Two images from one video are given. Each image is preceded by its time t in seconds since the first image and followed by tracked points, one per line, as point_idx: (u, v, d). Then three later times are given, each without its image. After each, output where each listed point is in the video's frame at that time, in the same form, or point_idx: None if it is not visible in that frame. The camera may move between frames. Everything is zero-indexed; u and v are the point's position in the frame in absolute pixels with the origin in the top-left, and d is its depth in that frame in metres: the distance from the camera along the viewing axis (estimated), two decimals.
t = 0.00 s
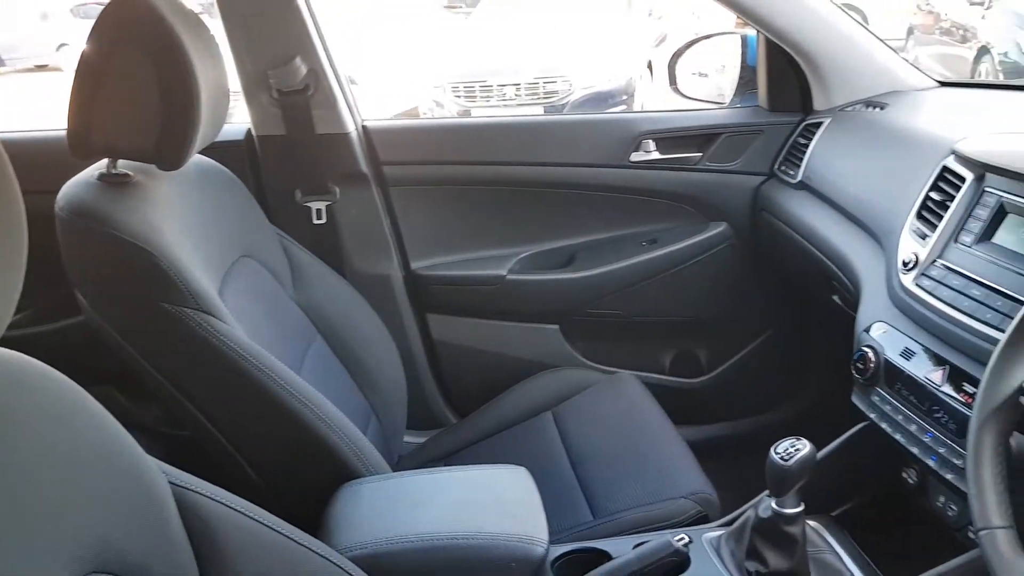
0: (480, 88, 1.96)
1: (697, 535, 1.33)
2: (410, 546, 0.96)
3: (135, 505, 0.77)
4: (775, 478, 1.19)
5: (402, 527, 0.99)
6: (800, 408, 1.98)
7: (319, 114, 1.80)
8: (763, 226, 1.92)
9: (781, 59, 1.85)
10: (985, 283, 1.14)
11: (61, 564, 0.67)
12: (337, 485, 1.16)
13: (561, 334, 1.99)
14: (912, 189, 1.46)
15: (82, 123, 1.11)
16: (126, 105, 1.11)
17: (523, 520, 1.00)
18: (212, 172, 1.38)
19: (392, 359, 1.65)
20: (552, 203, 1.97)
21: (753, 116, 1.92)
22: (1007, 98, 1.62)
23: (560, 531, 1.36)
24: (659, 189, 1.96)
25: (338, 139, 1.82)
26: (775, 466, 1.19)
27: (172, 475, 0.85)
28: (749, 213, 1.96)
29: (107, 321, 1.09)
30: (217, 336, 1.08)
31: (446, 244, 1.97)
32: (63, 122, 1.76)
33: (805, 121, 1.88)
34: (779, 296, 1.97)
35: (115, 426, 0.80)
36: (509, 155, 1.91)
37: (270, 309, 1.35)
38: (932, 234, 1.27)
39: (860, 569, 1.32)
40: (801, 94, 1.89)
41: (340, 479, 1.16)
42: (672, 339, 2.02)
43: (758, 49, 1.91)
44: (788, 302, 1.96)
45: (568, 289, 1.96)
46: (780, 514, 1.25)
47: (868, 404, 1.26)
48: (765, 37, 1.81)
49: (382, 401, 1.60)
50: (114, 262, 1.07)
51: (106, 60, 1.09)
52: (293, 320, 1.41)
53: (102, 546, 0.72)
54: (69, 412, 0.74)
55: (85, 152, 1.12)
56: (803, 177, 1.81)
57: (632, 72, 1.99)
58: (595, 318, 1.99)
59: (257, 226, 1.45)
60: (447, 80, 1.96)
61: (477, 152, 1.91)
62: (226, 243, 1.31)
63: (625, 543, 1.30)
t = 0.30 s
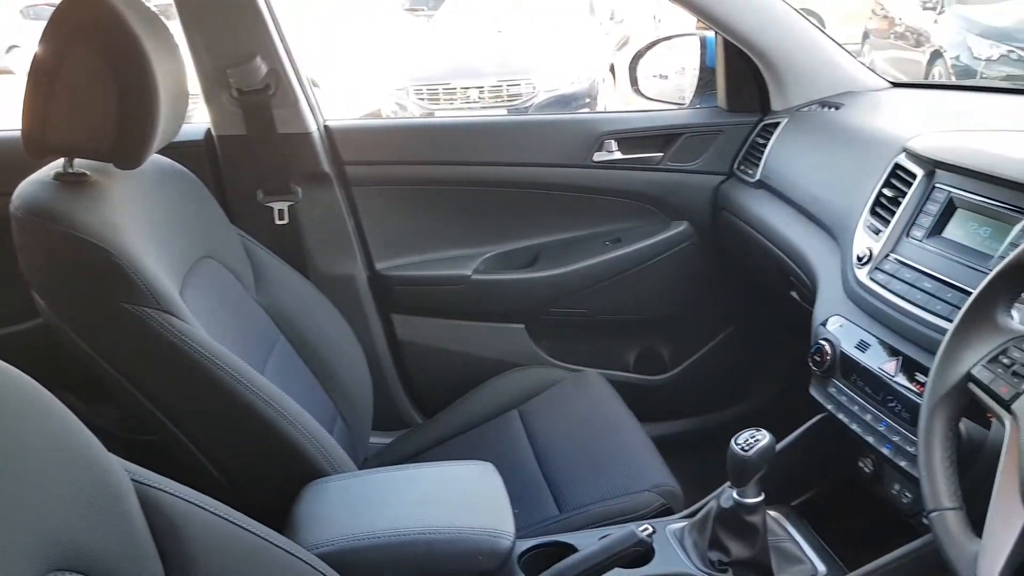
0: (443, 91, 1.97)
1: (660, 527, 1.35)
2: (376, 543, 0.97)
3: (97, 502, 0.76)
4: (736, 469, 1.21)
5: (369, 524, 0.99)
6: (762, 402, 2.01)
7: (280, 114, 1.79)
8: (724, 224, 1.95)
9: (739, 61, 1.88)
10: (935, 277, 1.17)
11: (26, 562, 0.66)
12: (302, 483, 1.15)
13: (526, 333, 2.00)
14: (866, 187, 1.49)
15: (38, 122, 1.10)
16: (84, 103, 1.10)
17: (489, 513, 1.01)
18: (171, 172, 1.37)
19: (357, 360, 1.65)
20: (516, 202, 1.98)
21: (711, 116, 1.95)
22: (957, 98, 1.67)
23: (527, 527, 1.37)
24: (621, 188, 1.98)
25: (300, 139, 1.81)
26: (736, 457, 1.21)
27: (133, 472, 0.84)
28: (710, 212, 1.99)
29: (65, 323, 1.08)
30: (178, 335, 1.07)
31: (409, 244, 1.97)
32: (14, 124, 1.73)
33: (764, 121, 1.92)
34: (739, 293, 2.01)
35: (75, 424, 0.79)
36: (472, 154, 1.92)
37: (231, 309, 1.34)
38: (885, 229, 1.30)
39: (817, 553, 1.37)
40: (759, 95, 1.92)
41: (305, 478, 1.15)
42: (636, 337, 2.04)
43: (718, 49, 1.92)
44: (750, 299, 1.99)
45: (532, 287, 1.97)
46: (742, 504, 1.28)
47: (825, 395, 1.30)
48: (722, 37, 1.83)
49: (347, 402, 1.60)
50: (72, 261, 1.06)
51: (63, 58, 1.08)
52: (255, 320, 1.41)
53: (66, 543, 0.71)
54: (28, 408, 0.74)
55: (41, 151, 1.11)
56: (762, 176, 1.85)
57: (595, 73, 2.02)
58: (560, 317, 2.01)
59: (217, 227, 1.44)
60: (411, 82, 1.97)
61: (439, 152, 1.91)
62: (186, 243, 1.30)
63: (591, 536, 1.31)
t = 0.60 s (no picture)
0: (410, 92, 2.01)
1: (631, 519, 1.37)
2: (348, 540, 0.96)
3: (62, 500, 0.75)
4: (703, 459, 1.23)
5: (340, 521, 0.99)
6: (731, 396, 2.04)
7: (243, 114, 1.78)
8: (689, 221, 1.97)
9: (704, 61, 1.90)
10: (895, 268, 1.20)
11: None
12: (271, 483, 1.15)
13: (496, 331, 2.01)
14: (827, 182, 1.52)
15: None
16: (45, 101, 1.08)
17: (460, 508, 1.01)
18: (133, 171, 1.36)
19: (326, 360, 1.65)
20: (484, 201, 1.99)
21: (677, 114, 1.97)
22: (916, 96, 1.70)
23: (499, 523, 1.38)
24: (588, 186, 1.99)
25: (265, 139, 1.80)
26: (703, 448, 1.23)
27: (98, 470, 0.83)
28: (676, 209, 2.02)
29: (25, 325, 1.06)
30: (143, 335, 1.06)
31: (378, 244, 1.97)
32: None
33: (727, 120, 1.95)
34: (706, 289, 2.03)
35: (37, 421, 0.78)
36: (440, 154, 1.93)
37: (197, 309, 1.34)
38: (846, 223, 1.33)
39: (785, 542, 1.39)
40: (723, 94, 1.95)
41: (274, 478, 1.15)
42: (605, 334, 2.06)
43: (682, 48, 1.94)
44: (716, 295, 2.02)
45: (502, 286, 1.97)
46: (710, 494, 1.30)
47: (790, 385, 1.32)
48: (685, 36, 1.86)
49: (317, 402, 1.59)
50: (33, 262, 1.04)
51: (24, 56, 1.07)
52: (221, 320, 1.40)
53: (31, 541, 0.70)
54: None
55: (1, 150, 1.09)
56: (727, 174, 1.87)
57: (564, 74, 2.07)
58: (530, 315, 2.01)
59: (182, 227, 1.42)
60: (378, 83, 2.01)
61: (407, 152, 1.91)
62: (150, 243, 1.29)
63: (563, 530, 1.32)
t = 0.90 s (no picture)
0: (375, 92, 1.98)
1: (600, 510, 1.38)
2: (316, 536, 0.96)
3: (20, 502, 0.74)
4: (670, 448, 1.25)
5: (307, 518, 0.98)
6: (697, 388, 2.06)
7: (203, 112, 1.76)
8: (653, 215, 1.99)
9: (666, 55, 1.91)
10: (853, 256, 1.22)
11: None
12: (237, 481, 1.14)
13: (464, 329, 2.01)
14: (786, 174, 1.54)
15: None
16: None
17: (429, 503, 1.01)
18: (90, 170, 1.34)
19: (292, 360, 1.64)
20: (450, 199, 1.99)
21: (639, 110, 1.99)
22: (873, 89, 1.73)
23: (470, 517, 1.38)
24: (552, 182, 2.00)
25: (226, 137, 1.78)
26: (669, 437, 1.25)
27: (58, 471, 0.82)
28: (640, 204, 2.03)
29: None
30: (103, 336, 1.04)
31: (343, 244, 1.96)
32: None
33: (689, 115, 1.96)
34: (671, 282, 2.05)
35: None
36: (404, 151, 1.92)
37: (159, 310, 1.32)
38: (805, 213, 1.35)
39: (751, 529, 1.42)
40: (685, 90, 1.96)
41: (240, 477, 1.14)
42: (572, 329, 2.06)
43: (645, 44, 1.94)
44: (681, 288, 2.04)
45: (469, 283, 1.97)
46: (677, 482, 1.32)
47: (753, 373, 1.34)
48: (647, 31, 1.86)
49: (285, 402, 1.58)
50: None
51: None
52: (183, 321, 1.38)
53: None
54: None
55: None
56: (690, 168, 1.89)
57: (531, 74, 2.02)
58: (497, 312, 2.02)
59: (141, 227, 1.41)
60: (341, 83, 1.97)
61: (371, 150, 1.91)
62: (107, 244, 1.27)
63: (532, 522, 1.33)
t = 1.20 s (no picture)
0: (345, 84, 1.94)
1: (574, 493, 1.39)
2: (288, 525, 0.95)
3: None
4: (642, 429, 1.27)
5: (279, 506, 0.97)
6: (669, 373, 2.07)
7: (165, 102, 1.73)
8: (624, 201, 2.00)
9: (634, 40, 1.92)
10: (820, 237, 1.23)
11: None
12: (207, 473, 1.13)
13: (437, 318, 2.00)
14: (753, 157, 1.56)
15: None
16: None
17: (403, 489, 1.01)
18: (50, 161, 1.31)
19: (263, 352, 1.62)
20: (420, 187, 1.98)
21: (608, 97, 1.99)
22: (840, 73, 1.74)
23: (446, 505, 1.38)
24: (521, 169, 2.00)
25: (190, 125, 1.76)
26: (641, 419, 1.26)
27: (22, 464, 0.81)
28: (611, 190, 2.03)
29: None
30: (67, 328, 1.01)
31: (313, 234, 1.94)
32: None
33: (658, 102, 1.98)
34: (641, 268, 2.07)
35: None
36: (372, 142, 1.91)
37: (124, 302, 1.31)
38: (772, 196, 1.36)
39: (724, 509, 1.43)
40: (654, 77, 1.98)
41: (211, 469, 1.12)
42: (545, 316, 2.07)
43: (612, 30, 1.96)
44: (652, 275, 2.06)
45: (441, 272, 1.97)
46: (649, 464, 1.33)
47: (724, 356, 1.36)
48: (616, 17, 1.88)
49: (255, 394, 1.57)
50: None
51: None
52: (150, 313, 1.37)
53: None
54: None
55: None
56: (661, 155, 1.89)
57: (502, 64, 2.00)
58: (469, 301, 2.01)
59: (104, 218, 1.38)
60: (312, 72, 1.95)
61: (338, 140, 1.89)
62: (68, 236, 1.24)
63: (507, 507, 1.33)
